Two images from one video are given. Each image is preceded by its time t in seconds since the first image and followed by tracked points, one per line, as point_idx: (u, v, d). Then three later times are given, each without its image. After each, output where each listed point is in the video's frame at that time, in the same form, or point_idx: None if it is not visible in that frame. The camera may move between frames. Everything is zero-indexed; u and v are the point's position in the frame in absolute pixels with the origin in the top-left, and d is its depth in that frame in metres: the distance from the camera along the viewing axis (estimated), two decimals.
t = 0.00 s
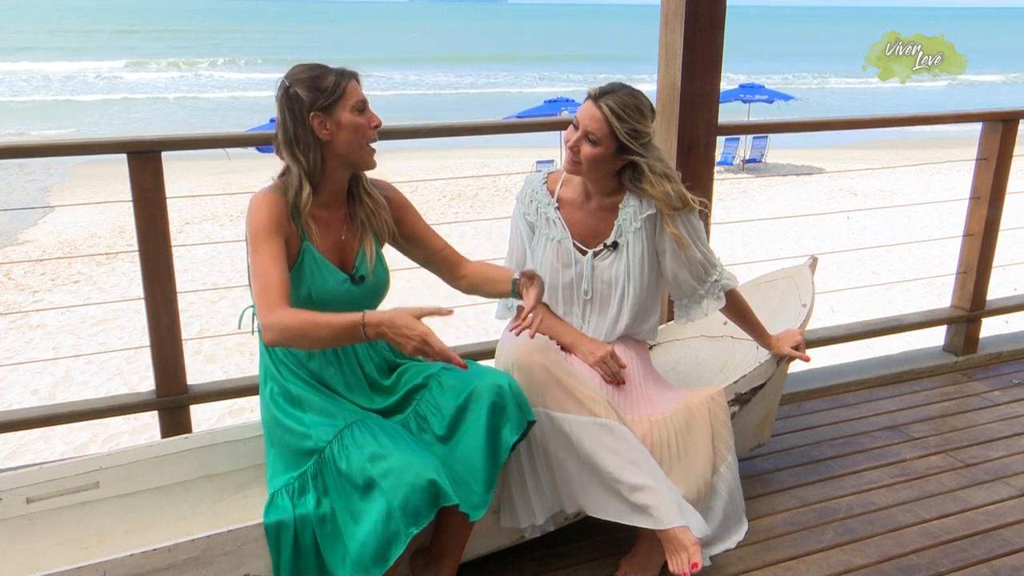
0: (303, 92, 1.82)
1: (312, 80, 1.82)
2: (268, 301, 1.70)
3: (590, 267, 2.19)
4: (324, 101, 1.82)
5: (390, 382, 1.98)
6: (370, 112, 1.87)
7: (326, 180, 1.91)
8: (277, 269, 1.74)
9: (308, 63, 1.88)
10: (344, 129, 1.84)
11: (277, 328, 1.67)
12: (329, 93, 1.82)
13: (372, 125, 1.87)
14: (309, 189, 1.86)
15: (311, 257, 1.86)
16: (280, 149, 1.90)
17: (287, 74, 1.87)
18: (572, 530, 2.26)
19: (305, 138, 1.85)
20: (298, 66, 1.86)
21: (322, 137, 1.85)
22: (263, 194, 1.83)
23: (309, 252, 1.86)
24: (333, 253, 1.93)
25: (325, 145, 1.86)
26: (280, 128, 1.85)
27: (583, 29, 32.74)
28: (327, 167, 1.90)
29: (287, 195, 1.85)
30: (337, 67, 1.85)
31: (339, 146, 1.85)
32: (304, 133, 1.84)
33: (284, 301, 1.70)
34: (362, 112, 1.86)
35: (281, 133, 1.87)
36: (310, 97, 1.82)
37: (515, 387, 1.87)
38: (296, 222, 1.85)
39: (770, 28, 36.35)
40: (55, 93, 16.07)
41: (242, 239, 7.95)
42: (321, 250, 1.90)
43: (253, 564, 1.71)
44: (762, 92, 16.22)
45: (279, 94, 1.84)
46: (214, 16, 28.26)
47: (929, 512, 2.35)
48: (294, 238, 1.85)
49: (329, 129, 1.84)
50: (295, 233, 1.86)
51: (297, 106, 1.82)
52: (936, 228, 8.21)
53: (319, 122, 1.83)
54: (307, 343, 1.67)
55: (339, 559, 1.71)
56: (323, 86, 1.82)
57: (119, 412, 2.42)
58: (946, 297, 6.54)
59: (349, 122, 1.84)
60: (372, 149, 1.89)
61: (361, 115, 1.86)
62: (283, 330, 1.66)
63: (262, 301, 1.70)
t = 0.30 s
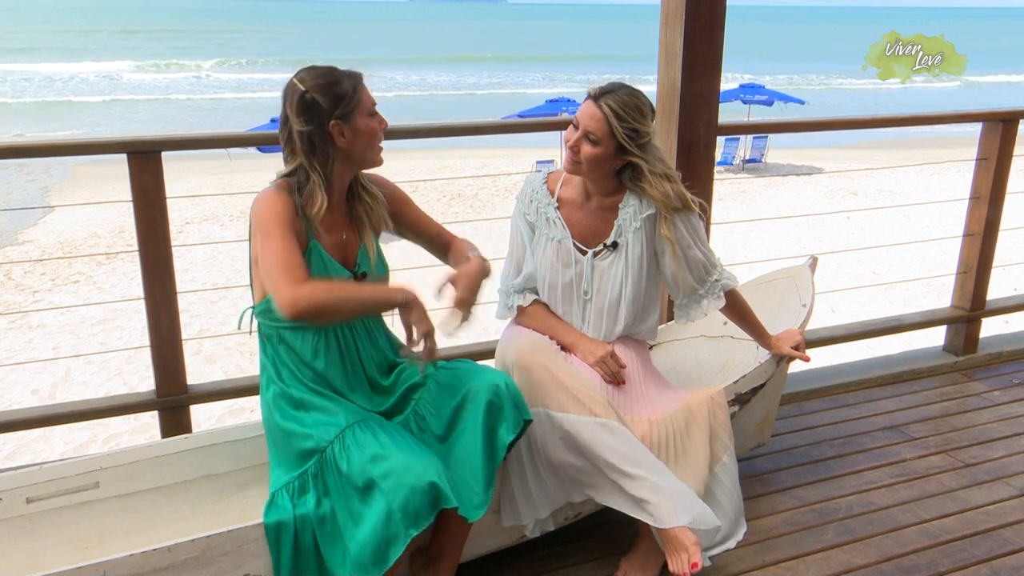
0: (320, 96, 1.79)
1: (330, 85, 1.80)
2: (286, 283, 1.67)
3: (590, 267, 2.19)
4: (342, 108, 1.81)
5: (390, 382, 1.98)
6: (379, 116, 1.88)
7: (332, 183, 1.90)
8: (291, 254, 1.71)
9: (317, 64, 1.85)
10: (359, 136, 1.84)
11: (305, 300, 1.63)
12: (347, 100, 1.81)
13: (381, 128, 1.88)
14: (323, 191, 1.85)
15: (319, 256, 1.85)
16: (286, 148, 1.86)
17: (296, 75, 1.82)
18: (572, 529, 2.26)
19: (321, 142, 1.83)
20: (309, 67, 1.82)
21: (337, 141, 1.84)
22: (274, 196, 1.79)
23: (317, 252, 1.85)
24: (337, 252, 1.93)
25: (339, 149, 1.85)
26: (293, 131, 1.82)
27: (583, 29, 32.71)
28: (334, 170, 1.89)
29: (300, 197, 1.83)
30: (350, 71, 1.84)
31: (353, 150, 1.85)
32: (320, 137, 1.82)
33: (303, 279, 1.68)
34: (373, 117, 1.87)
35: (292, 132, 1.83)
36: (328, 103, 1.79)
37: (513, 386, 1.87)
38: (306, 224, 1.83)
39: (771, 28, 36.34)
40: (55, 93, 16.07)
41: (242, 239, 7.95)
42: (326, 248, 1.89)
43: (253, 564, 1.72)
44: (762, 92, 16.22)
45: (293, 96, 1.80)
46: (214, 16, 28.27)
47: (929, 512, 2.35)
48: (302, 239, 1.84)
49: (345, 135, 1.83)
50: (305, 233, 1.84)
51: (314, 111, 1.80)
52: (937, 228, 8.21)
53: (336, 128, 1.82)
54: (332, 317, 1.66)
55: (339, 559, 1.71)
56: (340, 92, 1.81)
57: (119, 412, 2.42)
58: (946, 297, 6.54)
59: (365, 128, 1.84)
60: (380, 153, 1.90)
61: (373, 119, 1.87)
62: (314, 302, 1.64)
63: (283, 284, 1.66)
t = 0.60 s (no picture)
0: (357, 107, 1.79)
1: (368, 98, 1.79)
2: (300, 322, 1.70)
3: (590, 267, 2.19)
4: (376, 122, 1.81)
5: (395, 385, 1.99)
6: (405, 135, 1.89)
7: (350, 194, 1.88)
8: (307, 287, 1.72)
9: (354, 72, 1.83)
10: (387, 152, 1.85)
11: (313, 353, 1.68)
12: (381, 115, 1.81)
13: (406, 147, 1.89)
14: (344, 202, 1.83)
15: (333, 266, 1.85)
16: (310, 152, 1.82)
17: (333, 80, 1.81)
18: (571, 529, 2.26)
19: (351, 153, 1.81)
20: (347, 75, 1.81)
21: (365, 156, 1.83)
22: (295, 204, 1.75)
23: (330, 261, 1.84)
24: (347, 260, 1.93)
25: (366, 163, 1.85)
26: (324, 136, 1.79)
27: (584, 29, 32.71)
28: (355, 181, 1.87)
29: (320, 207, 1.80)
30: (387, 87, 1.85)
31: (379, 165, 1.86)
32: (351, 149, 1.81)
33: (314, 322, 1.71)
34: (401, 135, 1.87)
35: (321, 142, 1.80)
36: (363, 117, 1.79)
37: (510, 385, 1.87)
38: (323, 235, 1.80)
39: (771, 28, 36.34)
40: (55, 93, 16.07)
41: (242, 239, 7.95)
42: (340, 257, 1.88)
43: (253, 564, 1.72)
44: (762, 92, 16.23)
45: (330, 101, 1.78)
46: (215, 16, 28.27)
47: (929, 512, 2.35)
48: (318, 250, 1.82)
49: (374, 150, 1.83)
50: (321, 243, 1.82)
51: (350, 121, 1.78)
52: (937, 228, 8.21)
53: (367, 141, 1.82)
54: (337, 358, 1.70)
55: (340, 560, 1.70)
56: (376, 106, 1.81)
57: (119, 412, 2.42)
58: (946, 297, 6.54)
59: (393, 145, 1.85)
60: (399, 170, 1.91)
61: (400, 138, 1.87)
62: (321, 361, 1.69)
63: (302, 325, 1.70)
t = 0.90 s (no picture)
0: (348, 106, 1.78)
1: (356, 95, 1.79)
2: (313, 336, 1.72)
3: (590, 267, 2.19)
4: (370, 118, 1.80)
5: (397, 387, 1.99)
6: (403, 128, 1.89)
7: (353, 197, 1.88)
8: (318, 296, 1.73)
9: (341, 73, 1.83)
10: (385, 147, 1.84)
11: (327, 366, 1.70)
12: (374, 110, 1.81)
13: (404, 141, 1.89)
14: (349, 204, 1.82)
15: (341, 270, 1.83)
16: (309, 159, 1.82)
17: (320, 83, 1.81)
18: (572, 529, 2.26)
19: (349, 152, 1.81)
20: (335, 77, 1.80)
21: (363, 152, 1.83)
22: (299, 210, 1.75)
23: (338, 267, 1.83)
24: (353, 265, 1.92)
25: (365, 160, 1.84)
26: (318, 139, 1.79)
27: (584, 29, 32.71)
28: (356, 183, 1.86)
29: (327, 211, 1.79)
30: (375, 80, 1.84)
31: (378, 160, 1.85)
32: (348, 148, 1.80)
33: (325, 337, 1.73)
34: (397, 128, 1.87)
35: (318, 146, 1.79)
36: (357, 115, 1.79)
37: (507, 385, 1.87)
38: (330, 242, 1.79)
39: (771, 28, 36.37)
40: (55, 93, 16.08)
41: (242, 239, 7.95)
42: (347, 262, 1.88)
43: (253, 564, 1.72)
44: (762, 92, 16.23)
45: (319, 105, 1.78)
46: (215, 16, 28.28)
47: (929, 512, 2.35)
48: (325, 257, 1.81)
49: (372, 145, 1.82)
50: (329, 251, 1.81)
51: (343, 121, 1.78)
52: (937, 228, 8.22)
53: (364, 138, 1.81)
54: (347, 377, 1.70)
55: (342, 560, 1.69)
56: (367, 102, 1.80)
57: (119, 412, 2.42)
58: (945, 297, 6.54)
59: (391, 139, 1.84)
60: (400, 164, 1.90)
61: (397, 130, 1.87)
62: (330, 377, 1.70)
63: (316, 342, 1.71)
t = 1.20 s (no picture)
0: (349, 105, 1.78)
1: (357, 94, 1.78)
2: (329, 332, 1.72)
3: (590, 267, 2.19)
4: (370, 117, 1.80)
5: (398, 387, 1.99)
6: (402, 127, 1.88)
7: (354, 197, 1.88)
8: (330, 294, 1.73)
9: (341, 72, 1.83)
10: (385, 146, 1.84)
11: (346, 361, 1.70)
12: (374, 109, 1.80)
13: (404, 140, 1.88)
14: (351, 203, 1.82)
15: (342, 270, 1.84)
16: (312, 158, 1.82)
17: (321, 82, 1.80)
18: (572, 529, 2.26)
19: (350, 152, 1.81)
20: (336, 75, 1.80)
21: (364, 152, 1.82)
22: (302, 211, 1.75)
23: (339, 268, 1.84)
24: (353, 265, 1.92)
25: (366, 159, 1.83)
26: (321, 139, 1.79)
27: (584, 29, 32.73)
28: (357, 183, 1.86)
29: (329, 211, 1.79)
30: (375, 79, 1.83)
31: (378, 160, 1.84)
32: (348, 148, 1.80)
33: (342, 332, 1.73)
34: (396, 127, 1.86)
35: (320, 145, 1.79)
36: (357, 114, 1.78)
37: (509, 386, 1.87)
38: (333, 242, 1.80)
39: (771, 28, 36.37)
40: (56, 94, 16.09)
41: (242, 239, 7.96)
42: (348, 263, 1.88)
43: (253, 564, 1.72)
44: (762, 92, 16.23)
45: (321, 103, 1.77)
46: (214, 16, 28.29)
47: (929, 512, 2.35)
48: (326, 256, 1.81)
49: (372, 145, 1.82)
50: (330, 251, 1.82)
51: (343, 120, 1.77)
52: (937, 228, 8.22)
53: (365, 137, 1.80)
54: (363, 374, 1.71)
55: (341, 560, 1.70)
56: (368, 101, 1.80)
57: (119, 412, 2.42)
58: (945, 297, 6.54)
59: (390, 138, 1.84)
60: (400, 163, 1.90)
61: (396, 129, 1.86)
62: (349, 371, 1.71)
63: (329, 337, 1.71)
